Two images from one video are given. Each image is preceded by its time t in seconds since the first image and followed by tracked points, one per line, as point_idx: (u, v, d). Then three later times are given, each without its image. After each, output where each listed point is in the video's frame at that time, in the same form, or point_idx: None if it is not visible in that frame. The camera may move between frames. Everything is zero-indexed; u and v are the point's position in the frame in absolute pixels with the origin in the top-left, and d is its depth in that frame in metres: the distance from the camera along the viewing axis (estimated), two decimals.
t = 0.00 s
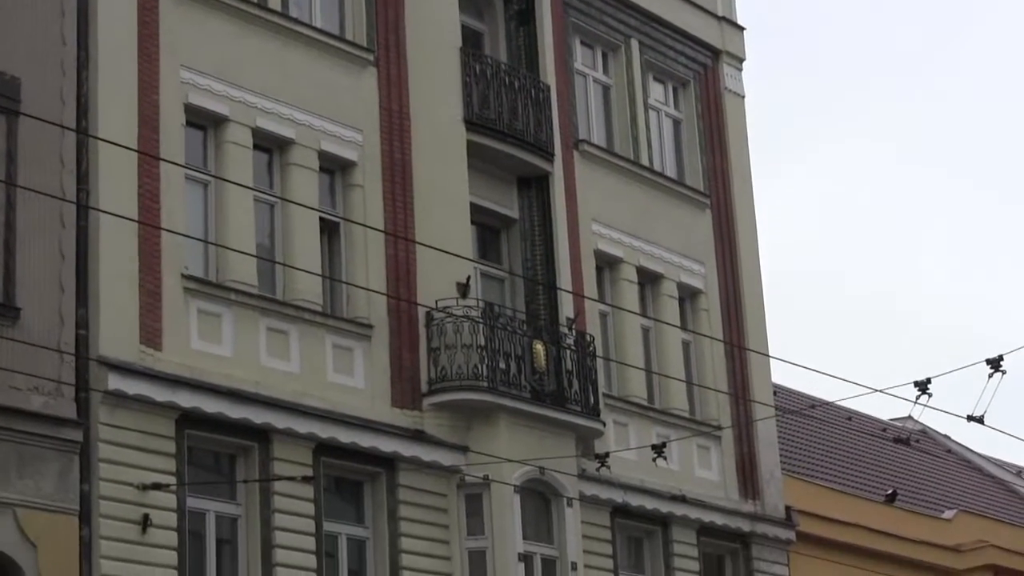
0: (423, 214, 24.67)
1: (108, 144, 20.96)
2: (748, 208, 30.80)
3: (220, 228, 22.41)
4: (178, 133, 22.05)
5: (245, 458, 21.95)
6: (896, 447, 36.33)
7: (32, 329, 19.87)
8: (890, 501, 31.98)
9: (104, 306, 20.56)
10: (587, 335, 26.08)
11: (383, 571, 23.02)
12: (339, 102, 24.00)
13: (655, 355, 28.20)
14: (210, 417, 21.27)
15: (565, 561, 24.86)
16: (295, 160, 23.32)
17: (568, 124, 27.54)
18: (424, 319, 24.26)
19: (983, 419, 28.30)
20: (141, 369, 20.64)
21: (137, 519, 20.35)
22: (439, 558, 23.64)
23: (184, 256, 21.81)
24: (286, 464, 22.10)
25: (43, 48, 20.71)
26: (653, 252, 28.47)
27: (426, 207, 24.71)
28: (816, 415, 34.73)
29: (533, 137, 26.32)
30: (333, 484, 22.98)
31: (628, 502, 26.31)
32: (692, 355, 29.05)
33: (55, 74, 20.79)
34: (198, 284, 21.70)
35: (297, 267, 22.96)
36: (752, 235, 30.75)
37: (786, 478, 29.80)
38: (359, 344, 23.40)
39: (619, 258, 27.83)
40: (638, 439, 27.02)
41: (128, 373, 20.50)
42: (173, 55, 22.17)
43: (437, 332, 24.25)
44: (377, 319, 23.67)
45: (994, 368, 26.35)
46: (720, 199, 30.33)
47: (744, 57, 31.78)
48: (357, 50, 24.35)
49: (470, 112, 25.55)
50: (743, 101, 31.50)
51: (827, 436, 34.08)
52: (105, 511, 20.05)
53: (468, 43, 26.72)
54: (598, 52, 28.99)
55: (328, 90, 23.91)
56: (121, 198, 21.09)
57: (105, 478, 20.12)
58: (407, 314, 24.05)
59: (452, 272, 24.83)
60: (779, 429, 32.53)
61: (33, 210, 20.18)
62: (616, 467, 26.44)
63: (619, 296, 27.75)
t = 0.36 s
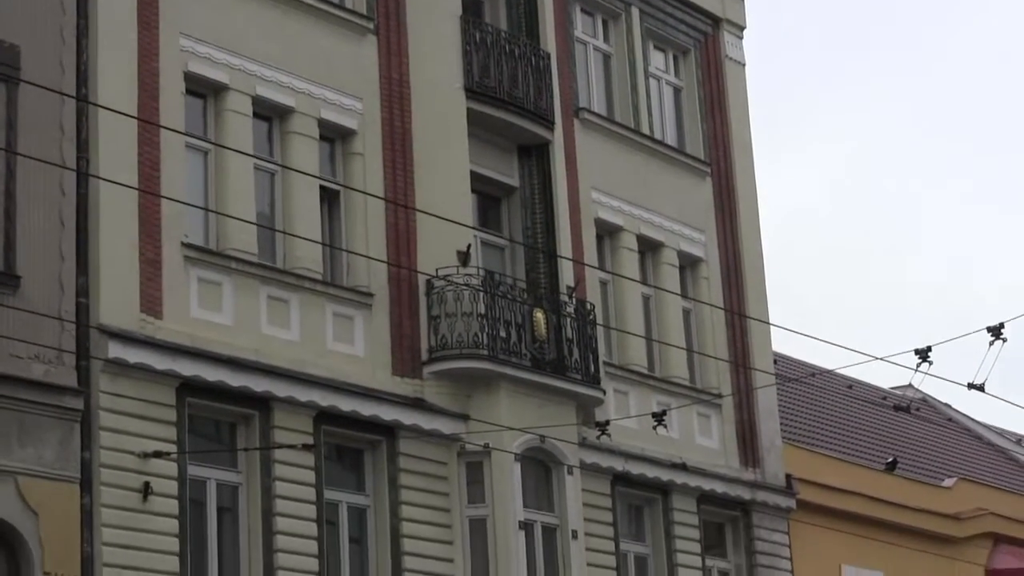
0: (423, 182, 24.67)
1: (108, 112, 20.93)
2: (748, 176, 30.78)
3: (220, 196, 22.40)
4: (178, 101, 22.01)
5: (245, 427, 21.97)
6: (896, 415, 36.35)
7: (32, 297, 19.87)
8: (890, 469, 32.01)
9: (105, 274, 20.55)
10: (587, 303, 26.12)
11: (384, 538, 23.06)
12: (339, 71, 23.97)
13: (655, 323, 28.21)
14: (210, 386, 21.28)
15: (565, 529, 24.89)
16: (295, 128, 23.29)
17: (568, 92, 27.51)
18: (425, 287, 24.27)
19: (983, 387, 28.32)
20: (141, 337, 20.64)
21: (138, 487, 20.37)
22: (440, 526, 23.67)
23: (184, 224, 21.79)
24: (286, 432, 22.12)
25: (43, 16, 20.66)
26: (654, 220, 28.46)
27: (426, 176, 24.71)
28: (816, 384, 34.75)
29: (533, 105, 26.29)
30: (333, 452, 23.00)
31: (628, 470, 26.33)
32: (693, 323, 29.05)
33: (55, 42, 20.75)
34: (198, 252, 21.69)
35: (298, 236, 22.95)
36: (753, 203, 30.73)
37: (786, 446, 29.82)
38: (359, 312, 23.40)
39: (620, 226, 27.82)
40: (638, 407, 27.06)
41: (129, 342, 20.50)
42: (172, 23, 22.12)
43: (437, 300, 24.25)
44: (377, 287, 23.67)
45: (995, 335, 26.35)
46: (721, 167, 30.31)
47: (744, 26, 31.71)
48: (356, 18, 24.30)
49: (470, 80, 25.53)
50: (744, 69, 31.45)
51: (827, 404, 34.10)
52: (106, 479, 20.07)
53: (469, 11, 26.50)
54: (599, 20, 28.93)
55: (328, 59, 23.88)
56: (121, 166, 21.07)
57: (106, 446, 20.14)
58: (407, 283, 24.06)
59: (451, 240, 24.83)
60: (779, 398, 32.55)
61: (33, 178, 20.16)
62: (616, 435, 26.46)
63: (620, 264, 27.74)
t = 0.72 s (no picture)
0: (428, 150, 24.64)
1: (112, 79, 20.89)
2: (752, 143, 30.74)
3: (224, 163, 22.37)
4: (183, 68, 21.97)
5: (249, 394, 21.98)
6: (900, 383, 36.36)
7: (36, 264, 19.85)
8: (893, 437, 32.02)
9: (109, 242, 20.53)
10: (591, 271, 26.11)
11: (387, 506, 23.07)
12: (343, 38, 23.92)
13: (659, 291, 28.19)
14: (215, 353, 21.28)
15: (569, 496, 24.90)
16: (300, 96, 23.24)
17: (573, 59, 27.44)
18: (429, 254, 24.26)
19: (987, 355, 28.30)
20: (146, 305, 20.64)
21: (142, 454, 20.38)
22: (444, 494, 23.69)
23: (189, 191, 21.77)
24: (290, 400, 22.14)
25: None
26: (658, 188, 28.43)
27: (430, 143, 24.68)
28: (820, 351, 34.75)
29: (538, 73, 26.22)
30: (337, 420, 23.00)
31: (632, 438, 26.35)
32: (697, 292, 29.04)
33: (59, 9, 20.69)
34: (203, 220, 21.67)
35: (302, 203, 22.93)
36: (757, 171, 30.69)
37: (789, 414, 29.83)
38: (363, 280, 23.40)
39: (624, 194, 27.79)
40: (642, 375, 27.07)
41: (133, 309, 20.49)
42: None
43: (442, 268, 24.24)
44: (382, 255, 23.66)
45: (998, 304, 26.35)
46: (726, 136, 30.26)
47: None
48: None
49: (475, 47, 25.47)
50: (748, 37, 31.37)
51: (831, 372, 34.12)
52: (110, 447, 20.08)
53: None
54: None
55: (332, 26, 23.82)
56: (126, 134, 21.04)
57: (110, 414, 20.15)
58: (411, 250, 24.05)
59: (456, 208, 24.82)
60: (783, 366, 32.56)
61: (37, 145, 20.12)
62: (620, 402, 26.47)
63: (624, 231, 27.71)
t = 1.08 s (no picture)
0: (427, 127, 24.62)
1: (111, 56, 20.87)
2: (751, 119, 30.72)
3: (223, 140, 22.36)
4: (182, 45, 21.95)
5: (250, 371, 21.99)
6: (900, 359, 36.37)
7: (35, 242, 19.84)
8: (893, 413, 32.05)
9: (108, 219, 20.52)
10: (591, 248, 26.11)
11: (388, 483, 23.09)
12: (342, 15, 23.89)
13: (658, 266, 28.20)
14: (215, 330, 21.29)
15: (570, 473, 24.92)
16: (299, 72, 23.21)
17: (572, 35, 27.40)
18: (429, 231, 24.25)
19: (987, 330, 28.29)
20: (145, 282, 20.63)
21: (142, 432, 20.38)
22: (444, 470, 23.73)
23: (188, 168, 21.76)
24: (290, 377, 22.15)
25: None
26: (658, 164, 28.41)
27: (429, 120, 24.66)
28: (820, 327, 34.76)
29: (538, 49, 26.18)
30: (338, 397, 23.02)
31: (632, 414, 26.36)
32: (698, 268, 29.04)
33: None
34: (202, 197, 21.65)
35: (302, 180, 22.91)
36: (756, 147, 30.67)
37: (789, 390, 29.85)
38: (363, 257, 23.40)
39: (624, 170, 27.77)
40: (642, 351, 27.08)
41: (133, 286, 20.49)
42: None
43: (442, 245, 24.25)
44: (381, 231, 23.65)
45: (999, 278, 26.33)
46: (725, 112, 30.23)
47: None
48: None
49: (474, 24, 25.45)
50: (748, 13, 31.33)
51: (831, 348, 34.13)
52: (111, 424, 20.08)
53: None
54: None
55: (331, 2, 23.79)
56: (125, 111, 21.01)
57: (110, 391, 20.15)
58: (411, 227, 24.05)
59: (456, 185, 24.82)
60: (784, 342, 32.58)
61: (36, 122, 20.10)
62: (620, 378, 26.48)
63: (624, 207, 27.69)
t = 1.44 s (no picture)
0: (428, 104, 24.61)
1: (112, 32, 20.85)
2: (753, 97, 30.70)
3: (224, 117, 22.35)
4: (182, 22, 21.93)
5: (250, 347, 22.01)
6: (901, 337, 36.37)
7: (36, 219, 19.84)
8: (893, 391, 32.07)
9: (109, 196, 20.52)
10: (592, 226, 26.10)
11: (388, 459, 23.11)
12: None
13: (659, 243, 28.20)
14: (216, 307, 21.30)
15: (570, 450, 24.94)
16: (300, 49, 23.18)
17: (573, 13, 27.37)
18: (430, 208, 24.27)
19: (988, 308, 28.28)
20: (146, 259, 20.63)
21: (143, 408, 20.40)
22: (445, 448, 23.75)
23: (189, 145, 21.74)
24: (291, 354, 22.17)
25: None
26: (659, 141, 28.39)
27: (430, 97, 24.64)
28: (820, 305, 34.75)
29: (539, 27, 26.15)
30: (338, 374, 23.03)
31: (633, 392, 26.38)
32: (698, 245, 29.06)
33: None
34: (203, 174, 21.64)
35: (302, 157, 22.90)
36: (758, 125, 30.65)
37: (790, 368, 29.87)
38: (364, 234, 23.40)
39: (625, 147, 27.76)
40: (643, 329, 27.08)
41: (133, 263, 20.49)
42: None
43: (442, 223, 24.25)
44: (382, 209, 23.65)
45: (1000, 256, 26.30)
46: (727, 89, 30.21)
47: None
48: None
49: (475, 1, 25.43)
50: None
51: (831, 326, 34.15)
52: (111, 401, 20.09)
53: None
54: None
55: None
56: (126, 87, 21.00)
57: (111, 368, 20.17)
58: (412, 204, 24.05)
59: (456, 163, 24.82)
60: (784, 320, 32.59)
61: (36, 99, 20.09)
62: (621, 356, 26.50)
63: (625, 185, 27.69)
